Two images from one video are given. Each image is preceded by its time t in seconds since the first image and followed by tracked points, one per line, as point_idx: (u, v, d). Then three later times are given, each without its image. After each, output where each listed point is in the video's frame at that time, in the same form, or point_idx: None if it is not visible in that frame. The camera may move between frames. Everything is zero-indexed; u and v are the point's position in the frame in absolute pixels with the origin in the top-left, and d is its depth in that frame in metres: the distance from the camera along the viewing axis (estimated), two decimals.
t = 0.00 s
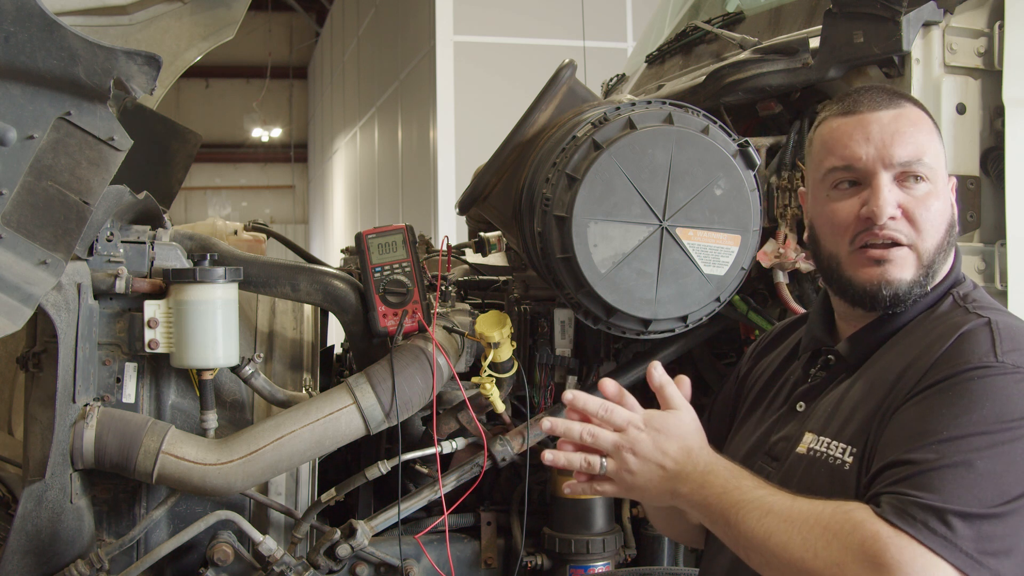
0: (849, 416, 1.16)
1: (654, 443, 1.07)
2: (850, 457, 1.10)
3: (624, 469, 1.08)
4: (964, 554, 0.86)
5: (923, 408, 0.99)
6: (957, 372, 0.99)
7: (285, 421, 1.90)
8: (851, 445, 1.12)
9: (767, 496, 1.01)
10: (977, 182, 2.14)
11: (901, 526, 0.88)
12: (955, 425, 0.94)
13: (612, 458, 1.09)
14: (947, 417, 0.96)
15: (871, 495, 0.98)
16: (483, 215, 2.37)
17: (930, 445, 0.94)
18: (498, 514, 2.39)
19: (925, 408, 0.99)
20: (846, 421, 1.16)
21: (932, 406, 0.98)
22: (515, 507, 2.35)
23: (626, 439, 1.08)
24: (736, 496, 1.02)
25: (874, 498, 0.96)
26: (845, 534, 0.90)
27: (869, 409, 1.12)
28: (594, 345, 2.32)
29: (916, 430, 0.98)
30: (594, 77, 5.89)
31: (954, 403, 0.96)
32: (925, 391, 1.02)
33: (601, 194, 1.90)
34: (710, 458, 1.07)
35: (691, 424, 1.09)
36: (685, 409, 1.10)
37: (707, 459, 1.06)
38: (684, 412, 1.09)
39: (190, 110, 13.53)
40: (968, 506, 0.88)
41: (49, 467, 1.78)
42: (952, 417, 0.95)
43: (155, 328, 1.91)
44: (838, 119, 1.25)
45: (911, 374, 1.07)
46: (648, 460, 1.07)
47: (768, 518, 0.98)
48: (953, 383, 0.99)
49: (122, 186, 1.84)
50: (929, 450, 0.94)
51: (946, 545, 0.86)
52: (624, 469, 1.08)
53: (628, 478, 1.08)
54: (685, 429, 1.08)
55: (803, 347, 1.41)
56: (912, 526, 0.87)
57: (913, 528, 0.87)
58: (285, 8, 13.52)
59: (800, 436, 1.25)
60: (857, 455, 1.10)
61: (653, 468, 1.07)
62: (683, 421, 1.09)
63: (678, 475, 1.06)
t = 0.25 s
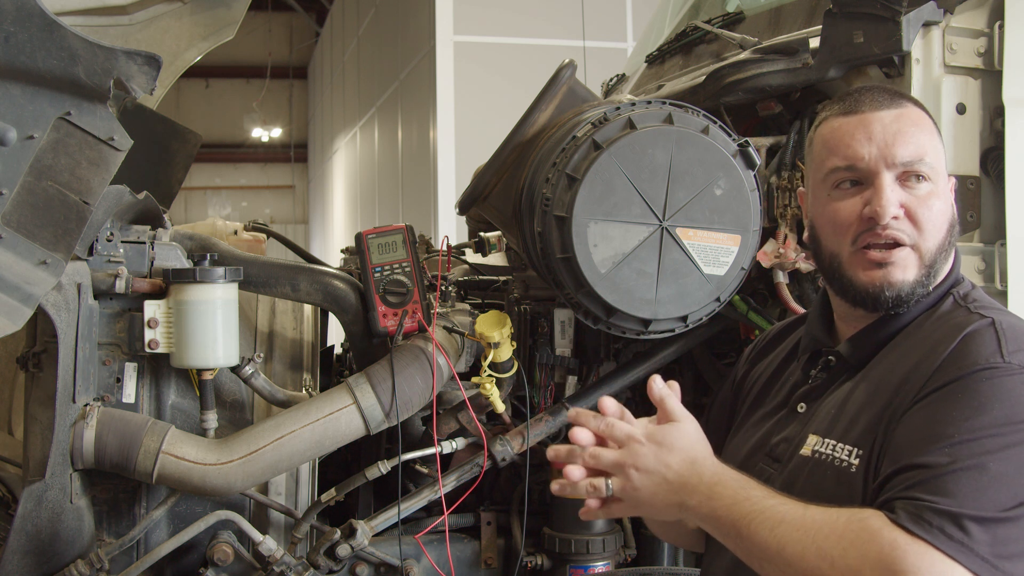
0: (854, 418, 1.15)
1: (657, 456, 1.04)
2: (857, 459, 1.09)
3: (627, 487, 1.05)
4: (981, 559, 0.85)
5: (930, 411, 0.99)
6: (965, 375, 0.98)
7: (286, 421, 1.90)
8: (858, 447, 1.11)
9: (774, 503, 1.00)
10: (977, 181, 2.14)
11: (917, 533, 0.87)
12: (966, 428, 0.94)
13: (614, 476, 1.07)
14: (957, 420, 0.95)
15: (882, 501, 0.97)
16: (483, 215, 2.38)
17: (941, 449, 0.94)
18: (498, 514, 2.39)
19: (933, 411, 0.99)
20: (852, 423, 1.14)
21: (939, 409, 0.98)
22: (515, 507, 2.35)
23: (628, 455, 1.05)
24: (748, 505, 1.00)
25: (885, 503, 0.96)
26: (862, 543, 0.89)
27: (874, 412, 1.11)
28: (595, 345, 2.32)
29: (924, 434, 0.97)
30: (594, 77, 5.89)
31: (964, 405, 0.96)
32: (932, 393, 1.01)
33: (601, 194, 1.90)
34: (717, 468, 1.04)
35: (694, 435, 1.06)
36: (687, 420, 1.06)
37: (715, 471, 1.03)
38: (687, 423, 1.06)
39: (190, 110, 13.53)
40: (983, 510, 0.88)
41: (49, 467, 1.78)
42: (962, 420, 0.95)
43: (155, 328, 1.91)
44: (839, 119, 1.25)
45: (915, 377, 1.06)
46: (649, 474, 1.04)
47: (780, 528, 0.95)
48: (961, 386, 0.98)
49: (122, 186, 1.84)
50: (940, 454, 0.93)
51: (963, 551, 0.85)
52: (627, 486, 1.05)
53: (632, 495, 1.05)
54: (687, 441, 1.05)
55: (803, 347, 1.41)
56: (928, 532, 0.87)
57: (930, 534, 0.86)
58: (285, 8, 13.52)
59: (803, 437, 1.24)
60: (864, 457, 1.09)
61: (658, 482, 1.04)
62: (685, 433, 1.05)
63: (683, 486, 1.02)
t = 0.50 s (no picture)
0: (855, 423, 1.13)
1: (671, 456, 1.01)
2: (858, 463, 1.08)
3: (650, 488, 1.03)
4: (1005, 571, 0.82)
5: (943, 419, 0.95)
6: (976, 379, 0.95)
7: (286, 421, 1.90)
8: (860, 450, 1.09)
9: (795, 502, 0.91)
10: (977, 181, 2.14)
11: (947, 544, 0.83)
12: (982, 437, 0.90)
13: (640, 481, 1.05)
14: (972, 426, 0.92)
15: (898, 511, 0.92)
16: (482, 215, 2.38)
17: (959, 456, 0.90)
18: (498, 514, 2.39)
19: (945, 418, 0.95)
20: (853, 427, 1.13)
21: (951, 417, 0.94)
22: (515, 507, 2.35)
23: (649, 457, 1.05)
24: (766, 505, 0.91)
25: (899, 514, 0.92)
26: (893, 552, 0.83)
27: (876, 417, 1.09)
28: (594, 344, 2.31)
29: (937, 441, 0.94)
30: (595, 77, 5.89)
31: (977, 410, 0.93)
32: (943, 401, 0.97)
33: (601, 194, 1.90)
34: (734, 470, 0.96)
35: (714, 435, 1.01)
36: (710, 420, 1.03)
37: (729, 472, 0.96)
38: (703, 424, 1.02)
39: (190, 110, 13.54)
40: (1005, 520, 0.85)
41: (48, 467, 1.77)
42: (976, 428, 0.91)
43: (155, 328, 1.91)
44: (825, 119, 1.25)
45: (921, 384, 1.03)
46: (666, 476, 1.00)
47: (806, 536, 0.86)
48: (974, 391, 0.95)
49: (122, 186, 1.84)
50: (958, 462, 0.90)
51: (989, 562, 0.82)
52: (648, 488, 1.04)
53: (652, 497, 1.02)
54: (704, 439, 1.00)
55: (803, 349, 1.41)
56: (957, 544, 0.83)
57: (959, 546, 0.82)
58: (285, 8, 13.53)
59: (803, 439, 1.24)
60: (866, 460, 1.07)
61: (673, 484, 0.99)
62: (702, 432, 1.01)
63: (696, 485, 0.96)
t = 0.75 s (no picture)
0: (854, 421, 1.13)
1: (666, 442, 0.96)
2: (857, 460, 1.08)
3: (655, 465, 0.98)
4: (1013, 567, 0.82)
5: (944, 415, 0.95)
6: (976, 376, 0.95)
7: (286, 421, 1.90)
8: (858, 448, 1.09)
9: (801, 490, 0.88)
10: (977, 181, 2.14)
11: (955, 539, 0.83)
12: (983, 434, 0.90)
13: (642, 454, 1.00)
14: (974, 423, 0.92)
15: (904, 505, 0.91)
16: (482, 215, 2.37)
17: (961, 453, 0.90)
18: (498, 514, 2.39)
19: (946, 414, 0.95)
20: (852, 425, 1.13)
21: (952, 414, 0.94)
22: (515, 507, 2.35)
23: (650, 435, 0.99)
24: (770, 498, 0.87)
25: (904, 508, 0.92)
26: (908, 548, 0.81)
27: (875, 415, 1.09)
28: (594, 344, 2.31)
29: (938, 438, 0.94)
30: (594, 77, 5.89)
31: (977, 407, 0.93)
32: (944, 398, 0.97)
33: (601, 194, 1.90)
34: (736, 456, 0.91)
35: (711, 413, 0.93)
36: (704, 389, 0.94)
37: (730, 460, 0.90)
38: (697, 402, 0.93)
39: (190, 110, 13.54)
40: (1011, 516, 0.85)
41: (48, 466, 1.77)
42: (976, 425, 0.91)
43: (155, 328, 1.91)
44: (815, 123, 1.25)
45: (921, 382, 1.03)
46: (661, 451, 0.97)
47: (813, 529, 0.84)
48: (974, 388, 0.94)
49: (122, 186, 1.84)
50: (960, 459, 0.90)
51: (995, 558, 0.82)
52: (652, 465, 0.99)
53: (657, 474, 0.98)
54: (702, 419, 0.93)
55: (802, 350, 1.41)
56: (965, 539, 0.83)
57: (968, 541, 0.82)
58: (285, 8, 13.53)
59: (802, 438, 1.23)
60: (864, 458, 1.07)
61: (669, 460, 0.96)
62: (693, 415, 0.93)
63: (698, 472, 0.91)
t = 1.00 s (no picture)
0: (851, 423, 1.13)
1: (653, 484, 0.99)
2: (853, 463, 1.08)
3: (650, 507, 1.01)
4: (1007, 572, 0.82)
5: (940, 419, 0.95)
6: (970, 380, 0.95)
7: (286, 421, 1.90)
8: (854, 450, 1.09)
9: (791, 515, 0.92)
10: (977, 181, 2.14)
11: (946, 545, 0.83)
12: (978, 437, 0.90)
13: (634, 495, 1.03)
14: (969, 428, 0.91)
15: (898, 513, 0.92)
16: (483, 215, 2.37)
17: (955, 458, 0.90)
18: (498, 514, 2.39)
19: (941, 418, 0.95)
20: (849, 426, 1.13)
21: (947, 417, 0.94)
22: (515, 507, 2.35)
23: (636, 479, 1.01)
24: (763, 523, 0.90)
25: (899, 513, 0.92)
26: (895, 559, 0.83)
27: (871, 417, 1.09)
28: (595, 345, 2.31)
29: (935, 441, 0.94)
30: (594, 77, 5.89)
31: (972, 412, 0.92)
32: (940, 402, 0.97)
33: (601, 194, 1.90)
34: (725, 490, 0.95)
35: (694, 453, 0.97)
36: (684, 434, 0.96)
37: (720, 493, 0.94)
38: (679, 445, 0.96)
39: (190, 110, 13.53)
40: (1004, 522, 0.85)
41: (49, 467, 1.77)
42: (971, 427, 0.91)
43: (155, 328, 1.91)
44: (810, 126, 1.25)
45: (916, 384, 1.03)
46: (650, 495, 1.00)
47: (803, 551, 0.87)
48: (969, 392, 0.94)
49: (122, 186, 1.84)
50: (956, 465, 0.89)
51: (989, 563, 0.82)
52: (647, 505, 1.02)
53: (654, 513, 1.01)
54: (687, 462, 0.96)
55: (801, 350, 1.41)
56: (956, 545, 0.83)
57: (959, 548, 0.83)
58: (285, 8, 13.53)
59: (800, 438, 1.23)
60: (860, 460, 1.07)
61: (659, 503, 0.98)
62: (678, 457, 0.96)
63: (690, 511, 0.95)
